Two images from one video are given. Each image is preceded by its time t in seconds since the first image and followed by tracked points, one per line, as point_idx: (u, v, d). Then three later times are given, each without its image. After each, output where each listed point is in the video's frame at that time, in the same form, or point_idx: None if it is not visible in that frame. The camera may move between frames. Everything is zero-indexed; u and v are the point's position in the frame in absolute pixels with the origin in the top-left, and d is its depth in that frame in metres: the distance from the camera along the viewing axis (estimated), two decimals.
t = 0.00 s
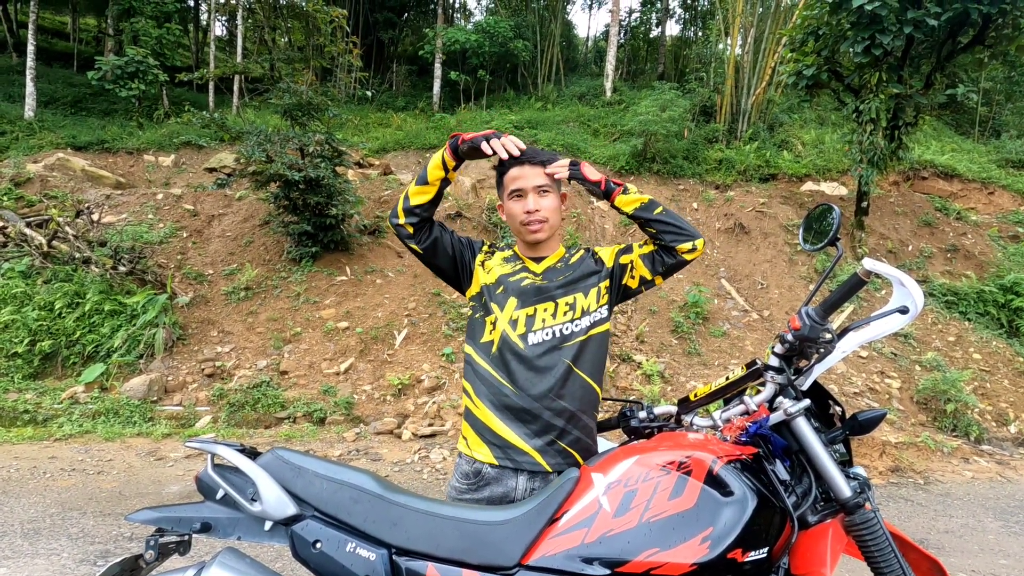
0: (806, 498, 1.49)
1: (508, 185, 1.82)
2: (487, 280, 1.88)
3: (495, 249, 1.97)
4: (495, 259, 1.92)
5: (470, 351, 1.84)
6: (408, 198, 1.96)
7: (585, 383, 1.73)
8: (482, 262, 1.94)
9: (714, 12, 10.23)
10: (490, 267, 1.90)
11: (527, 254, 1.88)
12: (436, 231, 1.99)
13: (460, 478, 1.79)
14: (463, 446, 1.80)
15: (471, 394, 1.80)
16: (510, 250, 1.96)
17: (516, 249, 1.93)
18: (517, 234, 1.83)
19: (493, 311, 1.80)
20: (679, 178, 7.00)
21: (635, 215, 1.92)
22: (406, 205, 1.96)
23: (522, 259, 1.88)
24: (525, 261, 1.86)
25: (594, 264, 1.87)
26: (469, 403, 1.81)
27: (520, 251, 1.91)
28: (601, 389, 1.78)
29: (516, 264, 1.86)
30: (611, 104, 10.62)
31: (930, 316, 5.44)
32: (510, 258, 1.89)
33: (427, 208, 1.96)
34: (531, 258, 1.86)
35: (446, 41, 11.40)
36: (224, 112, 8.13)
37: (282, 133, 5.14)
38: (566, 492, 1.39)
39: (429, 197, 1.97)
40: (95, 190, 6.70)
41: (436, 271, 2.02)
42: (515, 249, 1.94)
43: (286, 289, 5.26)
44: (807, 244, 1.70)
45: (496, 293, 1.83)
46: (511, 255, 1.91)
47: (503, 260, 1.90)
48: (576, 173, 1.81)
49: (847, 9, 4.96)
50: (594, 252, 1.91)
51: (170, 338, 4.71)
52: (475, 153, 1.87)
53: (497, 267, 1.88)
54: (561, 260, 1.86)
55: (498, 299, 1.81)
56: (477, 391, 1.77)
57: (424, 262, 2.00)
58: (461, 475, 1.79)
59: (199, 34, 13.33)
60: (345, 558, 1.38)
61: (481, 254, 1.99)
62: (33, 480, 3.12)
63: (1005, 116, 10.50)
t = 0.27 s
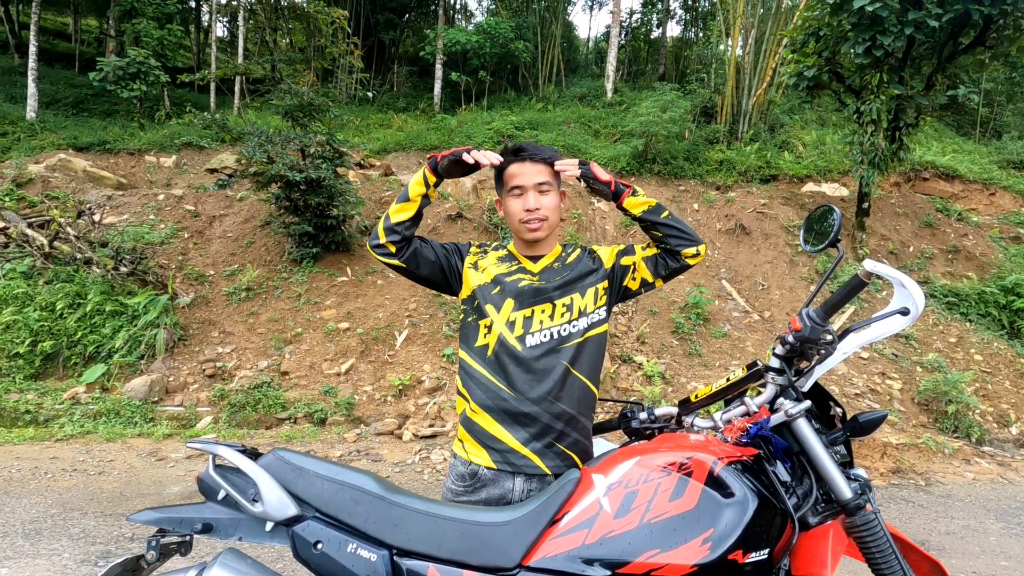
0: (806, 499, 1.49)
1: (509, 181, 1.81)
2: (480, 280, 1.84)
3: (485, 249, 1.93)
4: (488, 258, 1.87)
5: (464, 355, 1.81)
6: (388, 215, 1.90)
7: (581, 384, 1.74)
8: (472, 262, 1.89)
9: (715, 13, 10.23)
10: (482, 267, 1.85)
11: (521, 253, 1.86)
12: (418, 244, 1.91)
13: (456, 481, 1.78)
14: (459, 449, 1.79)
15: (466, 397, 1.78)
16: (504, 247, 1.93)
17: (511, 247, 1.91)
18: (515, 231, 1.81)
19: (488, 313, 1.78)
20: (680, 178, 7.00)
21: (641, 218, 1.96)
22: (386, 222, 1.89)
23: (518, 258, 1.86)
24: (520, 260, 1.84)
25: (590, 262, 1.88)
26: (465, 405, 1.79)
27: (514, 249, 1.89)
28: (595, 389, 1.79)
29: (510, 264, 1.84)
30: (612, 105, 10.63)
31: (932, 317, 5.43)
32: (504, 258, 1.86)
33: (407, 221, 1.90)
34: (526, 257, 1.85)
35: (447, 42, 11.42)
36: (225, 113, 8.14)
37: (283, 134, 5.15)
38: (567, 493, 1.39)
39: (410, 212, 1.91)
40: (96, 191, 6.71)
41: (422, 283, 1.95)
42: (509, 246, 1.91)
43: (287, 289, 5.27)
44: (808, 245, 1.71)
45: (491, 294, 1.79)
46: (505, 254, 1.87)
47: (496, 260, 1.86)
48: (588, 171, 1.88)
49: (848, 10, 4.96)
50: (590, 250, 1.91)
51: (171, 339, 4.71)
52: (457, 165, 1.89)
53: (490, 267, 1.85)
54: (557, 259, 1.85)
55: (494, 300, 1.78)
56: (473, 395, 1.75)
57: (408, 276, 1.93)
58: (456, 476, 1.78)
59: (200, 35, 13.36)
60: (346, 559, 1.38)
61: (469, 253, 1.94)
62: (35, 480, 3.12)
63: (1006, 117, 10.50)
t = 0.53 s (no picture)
0: (805, 500, 1.49)
1: (507, 174, 1.81)
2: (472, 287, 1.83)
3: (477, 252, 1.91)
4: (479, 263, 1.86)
5: (455, 363, 1.80)
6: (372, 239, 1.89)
7: (574, 394, 1.74)
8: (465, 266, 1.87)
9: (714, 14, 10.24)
10: (474, 272, 1.83)
11: (516, 252, 1.86)
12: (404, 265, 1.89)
13: (450, 482, 1.79)
14: (452, 452, 1.80)
15: (458, 404, 1.79)
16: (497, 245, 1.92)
17: (505, 245, 1.89)
18: (510, 225, 1.80)
19: (481, 319, 1.77)
20: (679, 179, 7.00)
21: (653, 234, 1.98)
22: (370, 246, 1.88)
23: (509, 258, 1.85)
24: (515, 262, 1.83)
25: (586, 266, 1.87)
26: (456, 410, 1.80)
27: (508, 248, 1.88)
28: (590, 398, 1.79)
29: (504, 268, 1.82)
30: (611, 105, 10.63)
31: (931, 317, 5.44)
32: (497, 261, 1.85)
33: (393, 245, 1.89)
34: (520, 258, 1.84)
35: (446, 43, 11.42)
36: (224, 113, 8.13)
37: (283, 134, 5.15)
38: (566, 493, 1.39)
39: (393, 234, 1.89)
40: (95, 191, 6.71)
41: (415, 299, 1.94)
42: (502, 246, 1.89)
43: (287, 290, 5.27)
44: (807, 246, 1.71)
45: (483, 300, 1.78)
46: (497, 257, 1.86)
47: (489, 263, 1.85)
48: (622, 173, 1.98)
49: (847, 11, 4.96)
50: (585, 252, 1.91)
51: (170, 339, 4.71)
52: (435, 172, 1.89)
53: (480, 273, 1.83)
54: (551, 261, 1.84)
55: (487, 306, 1.77)
56: (464, 402, 1.76)
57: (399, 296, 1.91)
58: (451, 479, 1.79)
59: (199, 36, 13.36)
60: (345, 560, 1.38)
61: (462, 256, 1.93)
62: (33, 481, 3.12)
63: (1005, 118, 10.52)
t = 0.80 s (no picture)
0: (808, 501, 1.48)
1: (507, 173, 1.80)
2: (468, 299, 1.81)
3: (472, 263, 1.87)
4: (472, 275, 1.83)
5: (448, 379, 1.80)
6: (446, 348, 1.61)
7: (567, 409, 1.73)
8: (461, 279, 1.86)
9: (715, 14, 10.23)
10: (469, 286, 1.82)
11: (512, 260, 1.83)
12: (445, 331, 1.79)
13: (447, 485, 1.83)
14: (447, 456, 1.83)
15: (451, 413, 1.80)
16: (491, 251, 1.90)
17: (501, 249, 1.87)
18: (507, 225, 1.78)
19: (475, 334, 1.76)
20: (680, 179, 7.00)
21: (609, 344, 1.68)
22: (445, 355, 1.62)
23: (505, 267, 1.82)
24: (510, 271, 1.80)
25: (579, 281, 1.83)
26: (450, 419, 1.81)
27: (505, 253, 1.85)
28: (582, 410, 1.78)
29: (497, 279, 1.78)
30: (612, 106, 10.64)
31: (932, 318, 5.43)
32: (489, 272, 1.81)
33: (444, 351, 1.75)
34: (516, 267, 1.81)
35: (447, 43, 11.43)
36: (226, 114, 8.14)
37: (284, 135, 5.15)
38: (567, 495, 1.40)
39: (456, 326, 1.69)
40: (97, 192, 6.72)
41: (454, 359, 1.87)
42: (499, 253, 1.87)
43: (288, 290, 5.27)
44: (808, 247, 1.71)
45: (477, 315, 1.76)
46: (491, 267, 1.82)
47: (482, 274, 1.81)
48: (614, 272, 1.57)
49: (849, 11, 4.95)
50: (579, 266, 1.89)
51: (172, 339, 4.71)
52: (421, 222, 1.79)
53: (474, 284, 1.80)
54: (544, 270, 1.82)
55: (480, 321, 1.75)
56: (457, 412, 1.77)
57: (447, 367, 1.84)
58: (448, 481, 1.83)
59: (201, 36, 13.38)
60: (347, 561, 1.38)
61: (456, 269, 1.90)
62: (35, 481, 3.12)
63: (1007, 118, 10.51)
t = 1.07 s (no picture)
0: (807, 501, 1.48)
1: (505, 169, 1.80)
2: (460, 304, 1.81)
3: (465, 265, 1.87)
4: (464, 279, 1.83)
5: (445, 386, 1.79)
6: (466, 389, 1.63)
7: (561, 412, 1.74)
8: (451, 283, 1.84)
9: (715, 15, 10.23)
10: (463, 289, 1.82)
11: (506, 261, 1.84)
12: (449, 348, 1.78)
13: (445, 486, 1.84)
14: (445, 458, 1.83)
15: (449, 416, 1.80)
16: (485, 250, 1.91)
17: (495, 247, 1.87)
18: (502, 221, 1.78)
19: (471, 341, 1.78)
20: (680, 180, 7.01)
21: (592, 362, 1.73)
22: (464, 393, 1.64)
23: (497, 269, 1.83)
24: (504, 274, 1.81)
25: (573, 282, 1.85)
26: (447, 422, 1.81)
27: (499, 251, 1.86)
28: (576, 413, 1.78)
29: (490, 283, 1.80)
30: (612, 106, 10.65)
31: (932, 319, 5.43)
32: (482, 276, 1.82)
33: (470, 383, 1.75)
34: (509, 269, 1.82)
35: (447, 44, 11.43)
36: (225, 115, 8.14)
37: (283, 135, 5.15)
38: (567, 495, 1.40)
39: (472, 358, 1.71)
40: (97, 193, 6.72)
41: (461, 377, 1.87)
42: (493, 253, 1.87)
43: (287, 290, 5.27)
44: (808, 247, 1.71)
45: (472, 321, 1.78)
46: (483, 270, 1.83)
47: (475, 278, 1.82)
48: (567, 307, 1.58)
49: (848, 12, 4.96)
50: (574, 265, 1.90)
51: (171, 340, 4.71)
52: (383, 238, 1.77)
53: (467, 289, 1.81)
54: (538, 271, 1.83)
55: (474, 326, 1.77)
56: (454, 416, 1.77)
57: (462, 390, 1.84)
58: (446, 482, 1.83)
59: (201, 37, 13.38)
60: (346, 561, 1.38)
61: (447, 271, 1.90)
62: (34, 482, 3.12)
63: (1006, 118, 10.51)
